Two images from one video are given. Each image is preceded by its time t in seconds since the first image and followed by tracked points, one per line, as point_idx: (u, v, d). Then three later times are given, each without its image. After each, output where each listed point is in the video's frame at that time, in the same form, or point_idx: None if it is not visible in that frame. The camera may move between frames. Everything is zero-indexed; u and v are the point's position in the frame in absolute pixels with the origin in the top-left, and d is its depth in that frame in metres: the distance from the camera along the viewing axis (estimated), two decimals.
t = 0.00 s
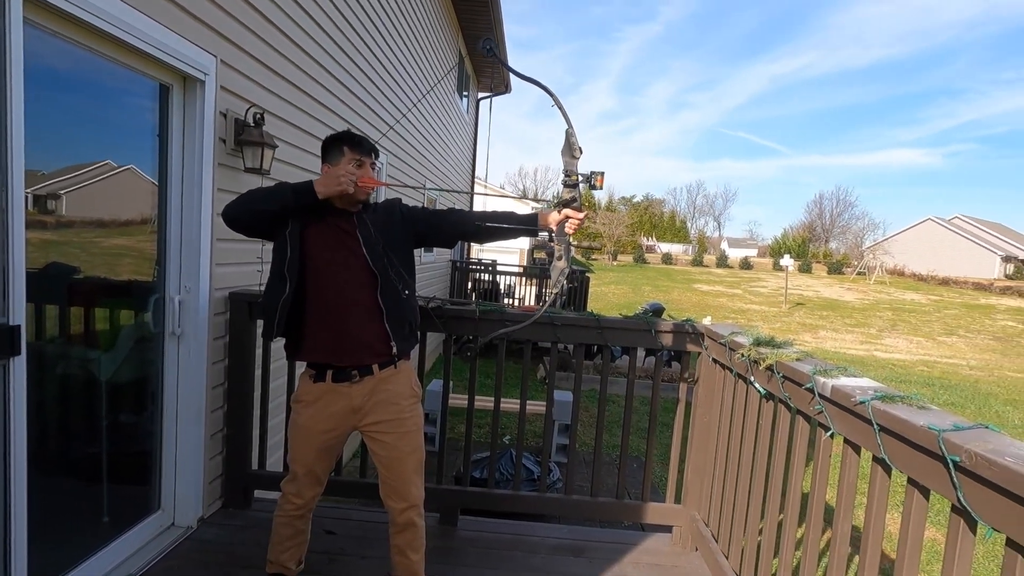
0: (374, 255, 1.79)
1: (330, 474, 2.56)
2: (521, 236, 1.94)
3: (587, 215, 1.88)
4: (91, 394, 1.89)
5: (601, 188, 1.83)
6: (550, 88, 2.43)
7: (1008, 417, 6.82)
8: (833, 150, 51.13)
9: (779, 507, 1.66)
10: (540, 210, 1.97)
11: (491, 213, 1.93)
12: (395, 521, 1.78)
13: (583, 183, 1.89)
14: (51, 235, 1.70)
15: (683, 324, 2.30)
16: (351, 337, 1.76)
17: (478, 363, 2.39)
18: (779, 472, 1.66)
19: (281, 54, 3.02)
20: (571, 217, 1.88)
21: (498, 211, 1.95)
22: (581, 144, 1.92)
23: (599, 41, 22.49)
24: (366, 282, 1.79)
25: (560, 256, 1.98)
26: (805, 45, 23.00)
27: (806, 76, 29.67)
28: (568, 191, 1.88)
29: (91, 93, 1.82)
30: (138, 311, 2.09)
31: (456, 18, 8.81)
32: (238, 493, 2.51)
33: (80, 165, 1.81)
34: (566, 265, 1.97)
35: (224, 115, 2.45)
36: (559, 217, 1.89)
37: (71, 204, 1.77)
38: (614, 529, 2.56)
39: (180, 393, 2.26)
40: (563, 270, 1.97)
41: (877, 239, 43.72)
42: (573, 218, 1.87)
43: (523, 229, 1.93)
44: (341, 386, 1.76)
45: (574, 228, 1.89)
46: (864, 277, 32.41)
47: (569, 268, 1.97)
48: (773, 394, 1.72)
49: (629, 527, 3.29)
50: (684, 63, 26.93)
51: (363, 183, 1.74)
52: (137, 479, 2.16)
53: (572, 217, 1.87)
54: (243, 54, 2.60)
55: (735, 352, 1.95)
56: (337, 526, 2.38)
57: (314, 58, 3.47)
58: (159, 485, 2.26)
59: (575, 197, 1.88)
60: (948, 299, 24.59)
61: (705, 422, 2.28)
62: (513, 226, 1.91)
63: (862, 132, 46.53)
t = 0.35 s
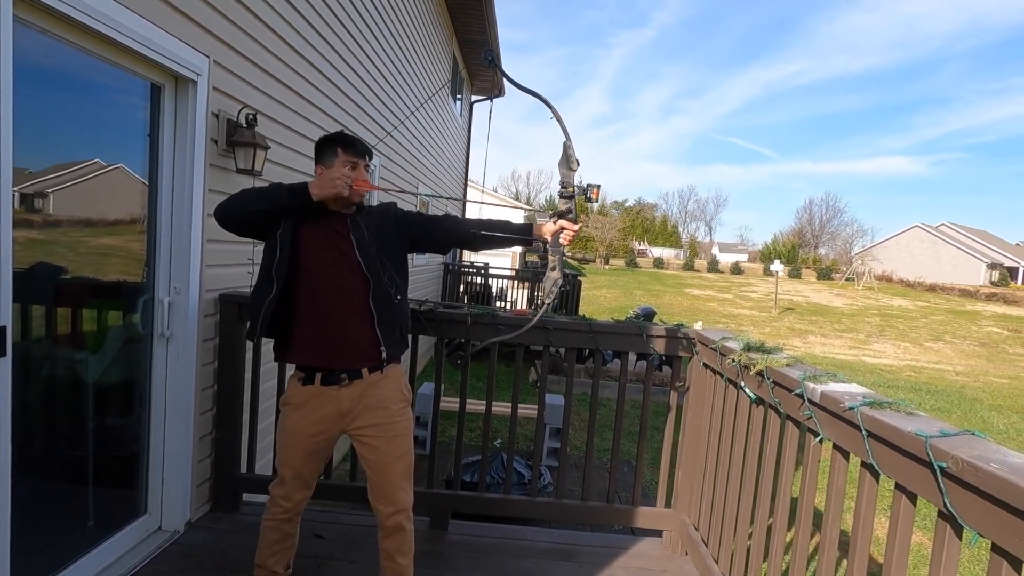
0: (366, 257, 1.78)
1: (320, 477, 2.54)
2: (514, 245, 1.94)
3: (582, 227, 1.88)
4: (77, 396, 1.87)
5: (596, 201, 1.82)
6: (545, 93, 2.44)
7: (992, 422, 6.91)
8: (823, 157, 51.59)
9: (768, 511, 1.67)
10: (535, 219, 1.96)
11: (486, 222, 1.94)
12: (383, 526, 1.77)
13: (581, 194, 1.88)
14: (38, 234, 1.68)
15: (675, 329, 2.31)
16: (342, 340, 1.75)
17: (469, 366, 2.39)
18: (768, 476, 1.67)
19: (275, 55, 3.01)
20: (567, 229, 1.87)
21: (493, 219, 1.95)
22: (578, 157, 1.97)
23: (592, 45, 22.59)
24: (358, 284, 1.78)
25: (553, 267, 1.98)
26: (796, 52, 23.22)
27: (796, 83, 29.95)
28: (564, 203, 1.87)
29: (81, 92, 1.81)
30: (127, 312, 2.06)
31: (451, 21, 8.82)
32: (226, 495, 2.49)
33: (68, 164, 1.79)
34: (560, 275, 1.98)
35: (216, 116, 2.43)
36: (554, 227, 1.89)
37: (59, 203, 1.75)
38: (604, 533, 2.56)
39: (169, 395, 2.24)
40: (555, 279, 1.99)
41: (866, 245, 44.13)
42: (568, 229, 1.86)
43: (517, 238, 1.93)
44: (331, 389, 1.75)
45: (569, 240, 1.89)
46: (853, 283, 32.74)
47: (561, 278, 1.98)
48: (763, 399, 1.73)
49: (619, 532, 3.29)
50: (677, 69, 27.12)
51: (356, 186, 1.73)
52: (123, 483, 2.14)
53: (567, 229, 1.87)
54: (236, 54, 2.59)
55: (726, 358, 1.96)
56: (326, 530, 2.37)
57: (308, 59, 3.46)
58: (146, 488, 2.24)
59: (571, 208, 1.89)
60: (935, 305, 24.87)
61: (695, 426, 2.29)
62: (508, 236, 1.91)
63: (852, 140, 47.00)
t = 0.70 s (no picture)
0: (363, 260, 1.78)
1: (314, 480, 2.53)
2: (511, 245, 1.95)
3: (577, 225, 1.91)
4: (70, 397, 1.86)
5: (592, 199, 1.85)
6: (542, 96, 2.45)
7: (985, 427, 6.94)
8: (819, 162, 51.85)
9: (763, 516, 1.67)
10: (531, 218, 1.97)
11: (482, 222, 1.94)
12: (378, 529, 1.76)
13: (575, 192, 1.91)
14: (32, 234, 1.67)
15: (671, 332, 2.32)
16: (338, 342, 1.75)
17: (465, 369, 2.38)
18: (763, 480, 1.68)
19: (272, 56, 3.01)
20: (563, 227, 1.90)
21: (489, 220, 1.95)
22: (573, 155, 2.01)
23: (589, 49, 22.65)
24: (354, 287, 1.78)
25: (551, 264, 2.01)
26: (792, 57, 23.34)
27: (792, 88, 30.11)
28: (559, 201, 1.90)
29: (78, 92, 1.80)
30: (121, 313, 2.06)
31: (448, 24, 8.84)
32: (219, 497, 2.48)
33: (64, 163, 1.78)
34: (557, 273, 2.00)
35: (213, 117, 2.43)
36: (550, 226, 1.90)
37: (53, 203, 1.74)
38: (599, 538, 2.56)
39: (162, 397, 2.23)
40: (553, 278, 2.00)
41: (861, 250, 44.34)
42: (564, 227, 1.89)
43: (513, 238, 1.93)
44: (326, 393, 1.74)
45: (565, 238, 1.91)
46: (847, 288, 32.87)
47: (558, 277, 1.99)
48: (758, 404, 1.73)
49: (614, 536, 3.28)
50: (674, 73, 27.22)
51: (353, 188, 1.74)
52: (116, 485, 2.12)
53: (563, 227, 1.89)
54: (234, 55, 2.59)
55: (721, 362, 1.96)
56: (320, 534, 2.35)
57: (305, 61, 3.46)
58: (139, 490, 2.22)
59: (566, 206, 1.91)
60: (929, 311, 24.99)
61: (690, 431, 2.29)
62: (505, 236, 1.92)
63: (847, 146, 47.27)
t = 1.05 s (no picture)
0: (360, 263, 1.78)
1: (312, 484, 2.52)
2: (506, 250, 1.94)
3: (574, 233, 1.91)
4: (67, 401, 1.85)
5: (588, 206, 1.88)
6: (539, 100, 2.45)
7: (984, 430, 6.94)
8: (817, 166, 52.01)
9: (762, 519, 1.67)
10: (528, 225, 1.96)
11: (478, 227, 1.93)
12: (374, 532, 1.76)
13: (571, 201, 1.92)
14: (30, 236, 1.67)
15: (668, 336, 2.32)
16: (336, 346, 1.75)
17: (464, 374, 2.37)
18: (762, 483, 1.67)
19: (271, 60, 3.01)
20: (559, 235, 1.90)
21: (486, 225, 1.94)
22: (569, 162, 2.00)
23: (588, 53, 22.73)
24: (351, 291, 1.77)
25: (547, 272, 2.02)
26: (790, 61, 23.42)
27: (790, 92, 30.21)
28: (557, 207, 1.91)
29: (77, 95, 1.80)
30: (119, 317, 2.05)
31: (448, 28, 8.86)
32: (217, 502, 2.48)
33: (62, 165, 1.78)
34: (552, 280, 2.01)
35: (212, 120, 2.43)
36: (547, 233, 1.90)
37: (51, 206, 1.74)
38: (598, 541, 2.56)
39: (160, 400, 2.22)
40: (548, 286, 2.01)
41: (859, 254, 44.41)
42: (561, 234, 1.90)
43: (509, 243, 1.92)
44: (323, 396, 1.74)
45: (561, 246, 1.93)
46: (846, 292, 32.93)
47: (554, 285, 2.01)
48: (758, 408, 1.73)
49: (614, 539, 3.28)
50: (672, 77, 27.29)
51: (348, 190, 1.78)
52: (113, 489, 2.11)
53: (559, 235, 1.90)
54: (233, 58, 2.59)
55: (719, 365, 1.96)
56: (318, 538, 2.35)
57: (305, 65, 3.47)
58: (135, 495, 2.21)
59: (563, 213, 1.92)
60: (927, 314, 25.02)
61: (689, 435, 2.29)
62: (502, 240, 1.92)
63: (845, 150, 47.39)
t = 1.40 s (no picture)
0: (358, 266, 1.78)
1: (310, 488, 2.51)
2: (502, 250, 1.95)
3: (570, 233, 1.90)
4: (64, 405, 1.85)
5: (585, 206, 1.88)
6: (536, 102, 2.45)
7: (983, 432, 6.94)
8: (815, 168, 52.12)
9: (761, 522, 1.66)
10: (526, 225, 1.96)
11: (476, 228, 1.93)
12: (372, 537, 1.75)
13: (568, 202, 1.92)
14: (28, 240, 1.67)
15: (665, 339, 2.32)
16: (333, 349, 1.74)
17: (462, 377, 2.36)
18: (761, 485, 1.67)
19: (269, 64, 3.02)
20: (555, 234, 1.89)
21: (484, 226, 1.94)
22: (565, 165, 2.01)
23: (587, 56, 22.77)
24: (349, 295, 1.77)
25: (544, 273, 2.01)
26: (788, 64, 23.50)
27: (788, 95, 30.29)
28: (552, 208, 1.90)
29: (74, 98, 1.80)
30: (116, 321, 2.05)
31: (446, 32, 8.88)
32: (214, 506, 2.47)
33: (60, 169, 1.78)
34: (550, 280, 2.00)
35: (209, 124, 2.43)
36: (544, 232, 1.89)
37: (49, 210, 1.74)
38: (596, 545, 2.55)
39: (157, 405, 2.22)
40: (546, 285, 2.01)
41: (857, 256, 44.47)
42: (557, 234, 1.88)
43: (505, 244, 1.93)
44: (321, 400, 1.74)
45: (558, 246, 1.92)
46: (844, 294, 32.96)
47: (552, 284, 2.00)
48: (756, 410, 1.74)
49: (612, 543, 3.27)
50: (670, 80, 27.36)
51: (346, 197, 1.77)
52: (109, 494, 2.10)
53: (555, 235, 1.89)
54: (231, 62, 2.59)
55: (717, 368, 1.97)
56: (316, 543, 2.34)
57: (303, 69, 3.47)
58: (132, 499, 2.20)
59: (559, 213, 1.91)
60: (925, 316, 25.04)
61: (688, 438, 2.28)
62: (499, 242, 1.92)
63: (843, 152, 47.51)
